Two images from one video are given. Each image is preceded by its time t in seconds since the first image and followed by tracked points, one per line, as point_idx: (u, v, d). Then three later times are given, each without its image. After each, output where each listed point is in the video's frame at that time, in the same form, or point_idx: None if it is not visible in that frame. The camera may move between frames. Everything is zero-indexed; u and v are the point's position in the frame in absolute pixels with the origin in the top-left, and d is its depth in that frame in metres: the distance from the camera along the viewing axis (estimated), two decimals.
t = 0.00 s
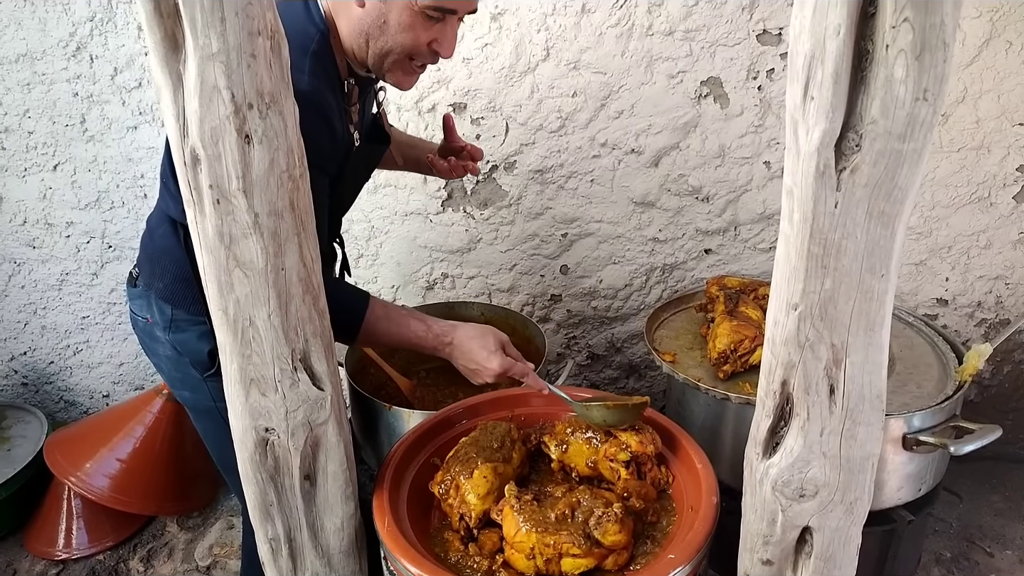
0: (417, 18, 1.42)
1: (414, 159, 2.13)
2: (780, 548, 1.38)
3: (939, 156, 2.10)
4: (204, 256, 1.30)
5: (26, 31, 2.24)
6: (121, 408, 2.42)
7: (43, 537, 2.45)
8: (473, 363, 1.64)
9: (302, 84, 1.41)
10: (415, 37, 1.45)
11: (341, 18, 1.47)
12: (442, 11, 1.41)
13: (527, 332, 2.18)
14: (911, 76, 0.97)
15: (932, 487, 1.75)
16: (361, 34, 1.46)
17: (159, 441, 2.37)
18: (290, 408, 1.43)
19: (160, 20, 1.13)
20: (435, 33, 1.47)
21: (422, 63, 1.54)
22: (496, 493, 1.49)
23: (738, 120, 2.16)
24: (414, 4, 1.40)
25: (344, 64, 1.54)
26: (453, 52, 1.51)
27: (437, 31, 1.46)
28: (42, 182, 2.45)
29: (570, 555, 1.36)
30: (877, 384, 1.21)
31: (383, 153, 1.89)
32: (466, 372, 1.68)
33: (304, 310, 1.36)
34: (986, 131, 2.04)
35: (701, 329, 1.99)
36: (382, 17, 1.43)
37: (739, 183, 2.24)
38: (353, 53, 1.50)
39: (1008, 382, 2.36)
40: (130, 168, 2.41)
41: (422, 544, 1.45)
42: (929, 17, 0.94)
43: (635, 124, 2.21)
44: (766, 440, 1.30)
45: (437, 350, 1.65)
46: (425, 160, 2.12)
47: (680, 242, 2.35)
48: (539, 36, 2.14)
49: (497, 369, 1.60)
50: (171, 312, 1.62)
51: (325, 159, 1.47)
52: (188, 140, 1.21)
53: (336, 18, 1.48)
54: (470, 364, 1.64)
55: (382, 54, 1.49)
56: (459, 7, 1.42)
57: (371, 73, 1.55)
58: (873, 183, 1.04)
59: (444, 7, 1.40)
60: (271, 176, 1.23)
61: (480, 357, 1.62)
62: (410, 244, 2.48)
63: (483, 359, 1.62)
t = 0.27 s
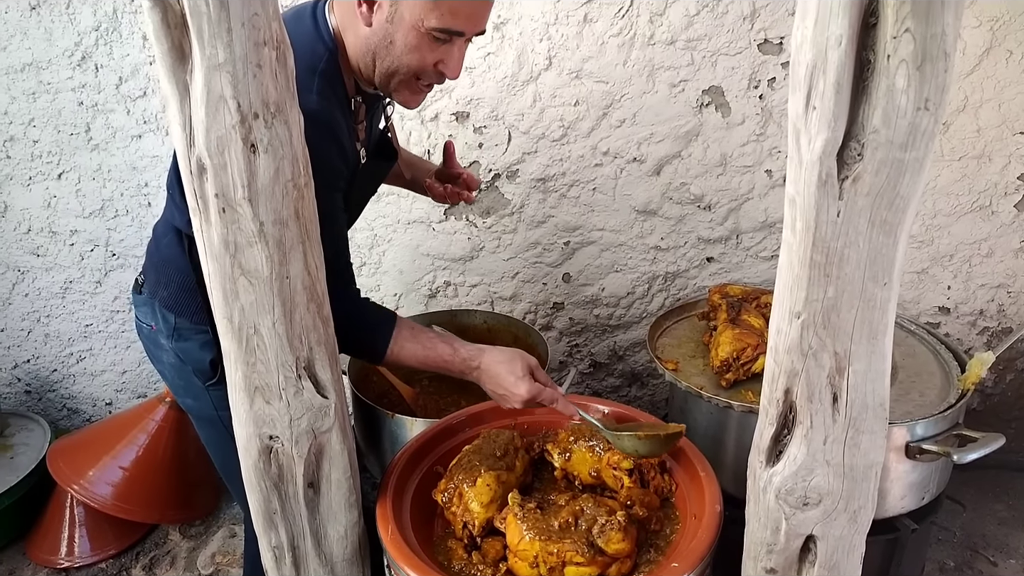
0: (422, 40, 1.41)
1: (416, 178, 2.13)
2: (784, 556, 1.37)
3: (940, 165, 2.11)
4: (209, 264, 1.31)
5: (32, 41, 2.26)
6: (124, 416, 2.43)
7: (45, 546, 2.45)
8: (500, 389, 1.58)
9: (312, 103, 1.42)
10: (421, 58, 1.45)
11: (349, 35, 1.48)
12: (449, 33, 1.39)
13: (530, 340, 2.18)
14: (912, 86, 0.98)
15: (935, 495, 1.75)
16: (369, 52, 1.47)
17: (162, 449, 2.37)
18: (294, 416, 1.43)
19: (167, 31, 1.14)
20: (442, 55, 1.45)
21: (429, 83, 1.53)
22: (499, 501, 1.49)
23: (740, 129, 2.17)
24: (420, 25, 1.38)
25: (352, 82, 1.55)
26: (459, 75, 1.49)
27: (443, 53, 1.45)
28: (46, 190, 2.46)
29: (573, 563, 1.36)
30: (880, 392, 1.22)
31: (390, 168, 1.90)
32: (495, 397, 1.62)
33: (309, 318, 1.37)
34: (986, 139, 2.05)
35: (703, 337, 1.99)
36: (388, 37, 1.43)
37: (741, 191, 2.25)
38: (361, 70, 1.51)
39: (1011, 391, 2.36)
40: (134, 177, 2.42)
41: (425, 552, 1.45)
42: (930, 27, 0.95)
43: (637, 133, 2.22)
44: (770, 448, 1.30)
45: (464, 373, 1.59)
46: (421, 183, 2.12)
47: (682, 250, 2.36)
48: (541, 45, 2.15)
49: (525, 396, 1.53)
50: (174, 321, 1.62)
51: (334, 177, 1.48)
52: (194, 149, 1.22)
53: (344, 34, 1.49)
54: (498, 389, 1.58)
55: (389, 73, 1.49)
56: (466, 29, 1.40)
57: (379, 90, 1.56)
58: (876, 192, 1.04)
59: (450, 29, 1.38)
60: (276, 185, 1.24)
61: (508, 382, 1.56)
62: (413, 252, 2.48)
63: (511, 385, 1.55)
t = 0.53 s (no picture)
0: (426, 46, 1.42)
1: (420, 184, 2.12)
2: (787, 558, 1.38)
3: (944, 168, 2.11)
4: (215, 265, 1.31)
5: (37, 43, 2.27)
6: (128, 416, 2.43)
7: (48, 546, 2.45)
8: (484, 388, 1.58)
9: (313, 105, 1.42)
10: (425, 65, 1.46)
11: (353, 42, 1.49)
12: (452, 39, 1.41)
13: (533, 341, 2.18)
14: (917, 89, 0.98)
15: (939, 498, 1.74)
16: (372, 58, 1.48)
17: (165, 450, 2.39)
18: (298, 417, 1.43)
19: (174, 33, 1.15)
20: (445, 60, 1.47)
21: (432, 89, 1.54)
22: (503, 502, 1.49)
23: (743, 131, 2.17)
24: (423, 30, 1.40)
25: (355, 86, 1.55)
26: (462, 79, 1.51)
27: (446, 58, 1.46)
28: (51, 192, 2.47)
29: (577, 565, 1.36)
30: (884, 394, 1.22)
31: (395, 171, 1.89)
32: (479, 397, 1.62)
33: (314, 319, 1.37)
34: (990, 143, 2.05)
35: (706, 340, 2.00)
36: (392, 43, 1.44)
37: (744, 194, 2.25)
38: (365, 76, 1.52)
39: (1015, 394, 2.36)
40: (139, 178, 2.42)
41: (428, 553, 1.46)
42: (935, 31, 0.95)
43: (641, 135, 2.22)
44: (773, 450, 1.31)
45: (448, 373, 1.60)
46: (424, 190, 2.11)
47: (686, 252, 2.36)
48: (545, 47, 2.15)
49: (508, 394, 1.54)
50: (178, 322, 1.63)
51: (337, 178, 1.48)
52: (201, 151, 1.22)
53: (347, 39, 1.49)
54: (481, 388, 1.59)
55: (393, 79, 1.50)
56: (469, 34, 1.41)
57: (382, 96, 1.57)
58: (880, 195, 1.05)
59: (453, 34, 1.39)
60: (282, 186, 1.24)
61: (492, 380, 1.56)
62: (417, 254, 2.49)
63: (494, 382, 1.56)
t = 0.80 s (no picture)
0: (420, 38, 1.42)
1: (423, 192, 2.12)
2: (790, 560, 1.38)
3: (947, 169, 2.10)
4: (219, 266, 1.32)
5: (42, 45, 2.28)
6: (132, 417, 2.44)
7: (52, 546, 2.46)
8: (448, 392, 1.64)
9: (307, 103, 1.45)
10: (419, 57, 1.45)
11: (349, 35, 1.49)
12: (447, 32, 1.41)
13: (536, 342, 2.18)
14: (919, 91, 0.98)
15: (942, 500, 1.74)
16: (367, 51, 1.48)
17: (169, 451, 2.39)
18: (301, 417, 1.43)
19: (179, 35, 1.15)
20: (439, 55, 1.46)
21: (427, 83, 1.53)
22: (505, 503, 1.49)
23: (746, 133, 2.17)
24: (417, 23, 1.39)
25: (353, 84, 1.56)
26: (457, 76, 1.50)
27: (441, 52, 1.45)
28: (56, 193, 2.47)
29: (579, 566, 1.36)
30: (887, 396, 1.22)
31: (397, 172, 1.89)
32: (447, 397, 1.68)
33: (317, 320, 1.38)
34: (993, 144, 2.05)
35: (709, 341, 2.00)
36: (386, 36, 1.44)
37: (747, 196, 2.25)
38: (360, 71, 1.52)
39: (1018, 396, 2.36)
40: (143, 180, 2.43)
41: (431, 554, 1.46)
42: (937, 32, 0.95)
43: (644, 136, 2.22)
44: (776, 451, 1.31)
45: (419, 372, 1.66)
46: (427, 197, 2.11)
47: (688, 254, 2.36)
48: (548, 49, 2.16)
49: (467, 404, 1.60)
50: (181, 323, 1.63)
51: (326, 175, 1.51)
52: (205, 152, 1.22)
53: (344, 36, 1.50)
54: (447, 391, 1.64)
55: (387, 72, 1.50)
56: (464, 28, 1.41)
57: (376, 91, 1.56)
58: (883, 196, 1.05)
59: (448, 28, 1.39)
60: (286, 188, 1.25)
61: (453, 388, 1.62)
62: (420, 255, 2.49)
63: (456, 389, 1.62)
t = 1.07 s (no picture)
0: (409, 43, 1.42)
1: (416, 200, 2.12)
2: (788, 559, 1.38)
3: (945, 168, 2.11)
4: (217, 268, 1.32)
5: (40, 46, 2.28)
6: (131, 418, 2.44)
7: (52, 548, 2.46)
8: (464, 405, 1.56)
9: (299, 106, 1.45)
10: (408, 62, 1.46)
11: (340, 39, 1.50)
12: (434, 38, 1.40)
13: (535, 342, 2.18)
14: (915, 90, 0.98)
15: (940, 499, 1.74)
16: (357, 55, 1.49)
17: (168, 451, 2.39)
18: (300, 419, 1.43)
19: (176, 36, 1.15)
20: (428, 60, 1.47)
21: (418, 88, 1.54)
22: (504, 503, 1.49)
23: (744, 132, 2.17)
24: (406, 29, 1.40)
25: (345, 88, 1.56)
26: (446, 82, 1.50)
27: (430, 58, 1.46)
28: (54, 195, 2.47)
29: (577, 566, 1.36)
30: (884, 396, 1.22)
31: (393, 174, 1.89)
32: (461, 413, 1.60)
33: (315, 321, 1.38)
34: (991, 143, 2.05)
35: (708, 341, 2.00)
36: (375, 40, 1.44)
37: (745, 195, 2.25)
38: (352, 75, 1.53)
39: (1017, 395, 2.36)
40: (141, 181, 2.43)
41: (430, 555, 1.46)
42: (933, 32, 0.95)
43: (642, 136, 2.22)
44: (774, 451, 1.31)
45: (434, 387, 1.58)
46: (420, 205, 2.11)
47: (687, 253, 2.36)
48: (546, 49, 2.16)
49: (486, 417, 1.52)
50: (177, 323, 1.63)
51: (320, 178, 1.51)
52: (202, 153, 1.23)
53: (336, 40, 1.51)
54: (463, 405, 1.57)
55: (376, 77, 1.50)
56: (452, 35, 1.41)
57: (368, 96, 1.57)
58: (879, 196, 1.05)
59: (436, 34, 1.39)
60: (283, 189, 1.25)
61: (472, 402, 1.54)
62: (418, 255, 2.49)
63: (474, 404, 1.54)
